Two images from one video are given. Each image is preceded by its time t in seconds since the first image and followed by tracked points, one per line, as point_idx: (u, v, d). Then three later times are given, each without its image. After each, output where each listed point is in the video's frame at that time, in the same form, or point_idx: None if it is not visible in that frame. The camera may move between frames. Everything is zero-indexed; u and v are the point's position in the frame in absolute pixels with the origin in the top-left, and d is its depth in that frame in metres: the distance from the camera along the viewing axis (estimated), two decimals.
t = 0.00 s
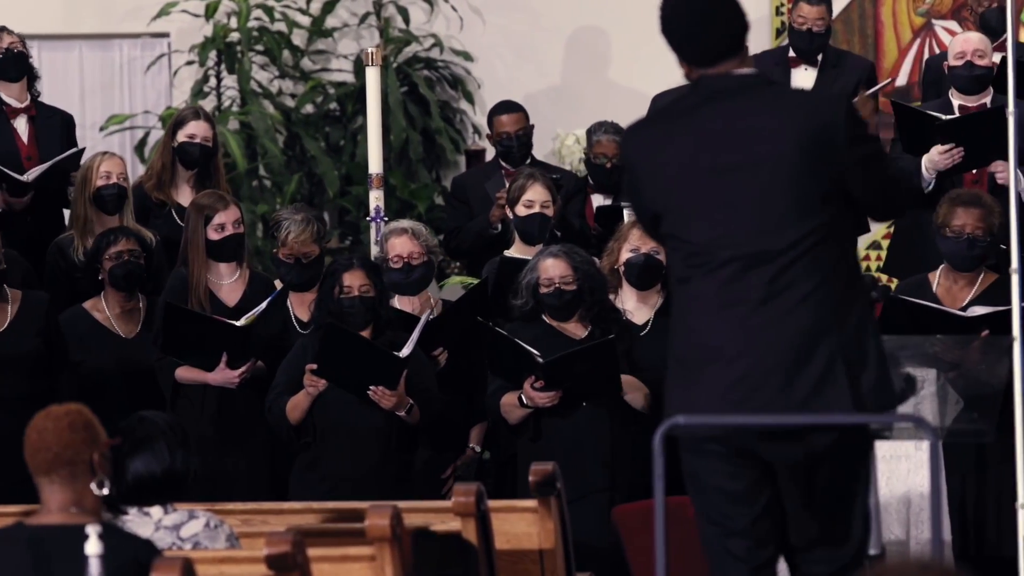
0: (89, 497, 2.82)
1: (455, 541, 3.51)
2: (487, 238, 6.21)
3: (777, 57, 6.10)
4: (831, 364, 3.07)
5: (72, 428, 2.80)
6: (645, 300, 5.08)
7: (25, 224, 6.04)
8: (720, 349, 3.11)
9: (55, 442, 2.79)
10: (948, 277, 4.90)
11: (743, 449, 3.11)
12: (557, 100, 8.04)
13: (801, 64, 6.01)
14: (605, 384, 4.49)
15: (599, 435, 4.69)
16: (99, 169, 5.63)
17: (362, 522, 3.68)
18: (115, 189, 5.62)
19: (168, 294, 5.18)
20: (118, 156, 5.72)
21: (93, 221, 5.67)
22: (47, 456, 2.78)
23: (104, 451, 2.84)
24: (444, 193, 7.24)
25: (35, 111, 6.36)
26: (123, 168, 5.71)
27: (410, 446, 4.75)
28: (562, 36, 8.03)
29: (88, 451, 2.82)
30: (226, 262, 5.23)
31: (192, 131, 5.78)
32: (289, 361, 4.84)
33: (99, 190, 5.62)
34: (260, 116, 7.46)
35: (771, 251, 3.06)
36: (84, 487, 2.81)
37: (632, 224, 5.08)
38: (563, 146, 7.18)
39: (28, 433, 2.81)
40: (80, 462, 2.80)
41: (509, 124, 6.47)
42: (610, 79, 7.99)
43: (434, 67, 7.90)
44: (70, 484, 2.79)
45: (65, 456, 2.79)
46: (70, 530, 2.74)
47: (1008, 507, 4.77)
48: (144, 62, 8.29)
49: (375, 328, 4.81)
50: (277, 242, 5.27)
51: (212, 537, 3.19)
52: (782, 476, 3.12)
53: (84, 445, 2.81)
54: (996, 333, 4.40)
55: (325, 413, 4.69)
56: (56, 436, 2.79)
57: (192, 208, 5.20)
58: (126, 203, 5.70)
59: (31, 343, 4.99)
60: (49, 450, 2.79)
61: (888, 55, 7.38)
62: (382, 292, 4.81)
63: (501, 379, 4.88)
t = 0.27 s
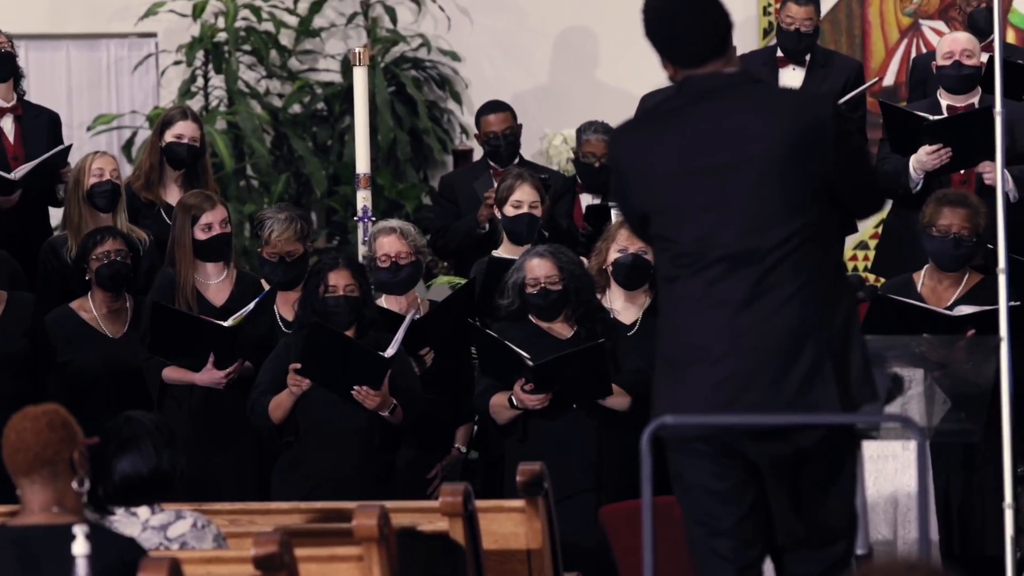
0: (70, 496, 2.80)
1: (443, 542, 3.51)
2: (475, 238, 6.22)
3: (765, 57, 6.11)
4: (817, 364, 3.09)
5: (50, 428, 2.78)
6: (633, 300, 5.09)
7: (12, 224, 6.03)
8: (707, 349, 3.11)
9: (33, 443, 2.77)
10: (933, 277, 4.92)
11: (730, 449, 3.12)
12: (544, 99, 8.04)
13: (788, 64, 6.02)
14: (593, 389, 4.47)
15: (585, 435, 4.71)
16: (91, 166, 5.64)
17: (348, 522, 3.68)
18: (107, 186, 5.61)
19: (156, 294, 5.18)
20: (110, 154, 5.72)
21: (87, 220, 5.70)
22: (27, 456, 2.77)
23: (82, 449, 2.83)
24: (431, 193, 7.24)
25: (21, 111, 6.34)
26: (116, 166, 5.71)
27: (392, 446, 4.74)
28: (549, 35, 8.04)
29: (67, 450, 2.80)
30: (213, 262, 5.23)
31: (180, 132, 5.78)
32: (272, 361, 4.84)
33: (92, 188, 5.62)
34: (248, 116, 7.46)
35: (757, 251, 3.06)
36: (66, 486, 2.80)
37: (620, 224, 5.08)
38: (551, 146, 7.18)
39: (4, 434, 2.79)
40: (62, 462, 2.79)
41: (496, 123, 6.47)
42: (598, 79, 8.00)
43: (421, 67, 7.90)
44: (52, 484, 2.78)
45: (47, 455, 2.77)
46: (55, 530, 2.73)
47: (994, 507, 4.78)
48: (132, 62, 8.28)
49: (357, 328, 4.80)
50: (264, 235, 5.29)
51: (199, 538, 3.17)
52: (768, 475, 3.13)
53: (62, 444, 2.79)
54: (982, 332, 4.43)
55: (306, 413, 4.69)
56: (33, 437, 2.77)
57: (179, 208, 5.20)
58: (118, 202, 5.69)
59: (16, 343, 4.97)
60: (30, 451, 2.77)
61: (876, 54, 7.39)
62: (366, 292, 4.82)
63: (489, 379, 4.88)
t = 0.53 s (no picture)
0: (56, 496, 2.80)
1: (431, 542, 3.51)
2: (463, 238, 6.22)
3: (753, 56, 6.11)
4: (809, 361, 3.09)
5: (36, 428, 2.79)
6: (622, 300, 5.09)
7: None
8: (697, 346, 3.11)
9: (18, 443, 2.77)
10: (919, 277, 4.92)
11: (720, 447, 3.12)
12: (533, 99, 8.04)
13: (776, 63, 6.03)
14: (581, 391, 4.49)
15: (572, 435, 4.71)
16: (88, 168, 5.61)
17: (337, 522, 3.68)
18: (104, 188, 5.59)
19: (144, 294, 5.16)
20: (107, 155, 5.69)
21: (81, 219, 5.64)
22: (13, 457, 2.77)
23: (64, 448, 2.84)
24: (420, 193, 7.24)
25: (8, 111, 6.32)
26: (112, 166, 5.68)
27: (378, 447, 4.75)
28: (538, 35, 8.04)
29: (52, 450, 2.81)
30: (201, 262, 5.22)
31: (170, 131, 5.78)
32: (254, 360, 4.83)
33: (88, 189, 5.59)
34: (236, 116, 7.45)
35: (746, 249, 3.07)
36: (51, 486, 2.80)
37: (608, 224, 5.11)
38: (539, 146, 7.18)
39: None
40: (47, 463, 2.80)
41: (489, 119, 6.48)
42: (586, 79, 8.01)
43: (410, 67, 7.89)
44: (37, 483, 2.78)
45: (31, 456, 2.78)
46: (42, 530, 2.73)
47: (982, 506, 4.79)
48: (120, 61, 8.26)
49: (342, 329, 4.83)
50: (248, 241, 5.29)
51: (187, 538, 3.18)
52: (759, 473, 3.13)
53: (48, 444, 2.80)
54: (967, 331, 4.44)
55: (291, 413, 4.69)
56: (18, 437, 2.77)
57: (166, 207, 5.20)
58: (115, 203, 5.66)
59: (4, 343, 4.96)
60: (16, 452, 2.77)
61: (864, 54, 7.41)
62: (353, 293, 4.84)
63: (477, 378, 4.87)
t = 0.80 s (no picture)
0: (48, 497, 2.80)
1: (421, 542, 3.51)
2: (453, 238, 6.22)
3: (743, 57, 6.12)
4: (798, 365, 3.08)
5: (28, 429, 2.80)
6: (612, 300, 5.11)
7: None
8: (687, 346, 3.12)
9: (11, 443, 2.78)
10: (909, 277, 4.93)
11: (710, 448, 3.13)
12: (523, 99, 8.04)
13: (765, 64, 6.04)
14: (573, 391, 4.51)
15: (561, 436, 4.71)
16: (84, 168, 5.60)
17: (327, 522, 3.68)
18: (99, 189, 5.58)
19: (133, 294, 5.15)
20: (103, 156, 5.67)
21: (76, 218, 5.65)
22: (6, 457, 2.77)
23: (59, 449, 2.84)
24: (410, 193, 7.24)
25: None
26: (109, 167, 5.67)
27: (366, 446, 4.76)
28: (528, 35, 8.04)
29: (44, 451, 2.80)
30: (190, 262, 5.22)
31: (162, 131, 5.77)
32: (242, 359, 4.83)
33: (83, 190, 5.58)
34: (226, 116, 7.45)
35: (736, 251, 3.08)
36: (44, 487, 2.79)
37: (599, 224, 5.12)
38: (529, 146, 7.19)
39: None
40: (39, 463, 2.79)
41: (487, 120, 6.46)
42: (576, 79, 8.01)
43: (400, 67, 7.89)
44: (30, 484, 2.78)
45: (23, 455, 2.78)
46: (32, 530, 2.72)
47: (972, 506, 4.80)
48: (110, 61, 8.25)
49: (331, 329, 4.83)
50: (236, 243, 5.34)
51: (177, 538, 3.19)
52: (748, 475, 3.13)
53: (42, 444, 2.81)
54: (957, 331, 4.45)
55: (280, 413, 4.70)
56: (12, 438, 2.78)
57: (155, 207, 5.20)
58: (110, 203, 5.64)
59: None
60: (8, 451, 2.77)
61: (854, 55, 7.42)
62: (342, 293, 4.86)
63: (468, 378, 4.87)
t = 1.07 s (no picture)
0: (44, 499, 2.80)
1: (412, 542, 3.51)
2: (443, 238, 6.22)
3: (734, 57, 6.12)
4: (786, 368, 3.09)
5: (26, 431, 2.80)
6: (601, 299, 5.12)
7: None
8: (676, 347, 3.13)
9: (9, 444, 2.78)
10: (900, 277, 4.95)
11: (700, 450, 3.13)
12: (513, 99, 8.04)
13: (755, 65, 6.04)
14: (564, 393, 4.52)
15: (552, 437, 4.71)
16: (76, 167, 5.59)
17: (318, 522, 3.68)
18: (91, 188, 5.57)
19: (123, 293, 5.15)
20: (96, 155, 5.67)
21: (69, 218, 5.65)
22: (2, 457, 2.77)
23: (59, 453, 2.83)
24: (401, 193, 7.24)
25: None
26: (101, 167, 5.66)
27: (356, 446, 4.77)
28: (519, 35, 8.04)
29: (42, 454, 2.81)
30: (180, 262, 5.21)
31: (154, 131, 5.75)
32: (232, 359, 4.83)
33: (76, 189, 5.57)
34: (217, 116, 7.45)
35: (726, 252, 3.09)
36: (39, 489, 2.80)
37: (587, 224, 5.11)
38: (519, 146, 7.19)
39: None
40: (33, 465, 2.79)
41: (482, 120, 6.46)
42: (567, 79, 8.01)
43: (391, 67, 7.89)
44: (25, 485, 2.78)
45: (18, 457, 2.78)
46: (24, 530, 2.72)
47: (961, 505, 4.81)
48: (101, 61, 8.24)
49: (322, 330, 4.82)
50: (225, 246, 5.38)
51: (168, 538, 3.19)
52: (739, 476, 3.14)
53: (38, 447, 2.80)
54: (948, 334, 4.46)
55: (272, 414, 4.69)
56: (9, 438, 2.79)
57: (145, 208, 5.20)
58: (103, 203, 5.64)
59: None
60: (4, 452, 2.78)
61: (845, 55, 7.43)
62: (333, 293, 4.85)
63: (458, 379, 4.87)
